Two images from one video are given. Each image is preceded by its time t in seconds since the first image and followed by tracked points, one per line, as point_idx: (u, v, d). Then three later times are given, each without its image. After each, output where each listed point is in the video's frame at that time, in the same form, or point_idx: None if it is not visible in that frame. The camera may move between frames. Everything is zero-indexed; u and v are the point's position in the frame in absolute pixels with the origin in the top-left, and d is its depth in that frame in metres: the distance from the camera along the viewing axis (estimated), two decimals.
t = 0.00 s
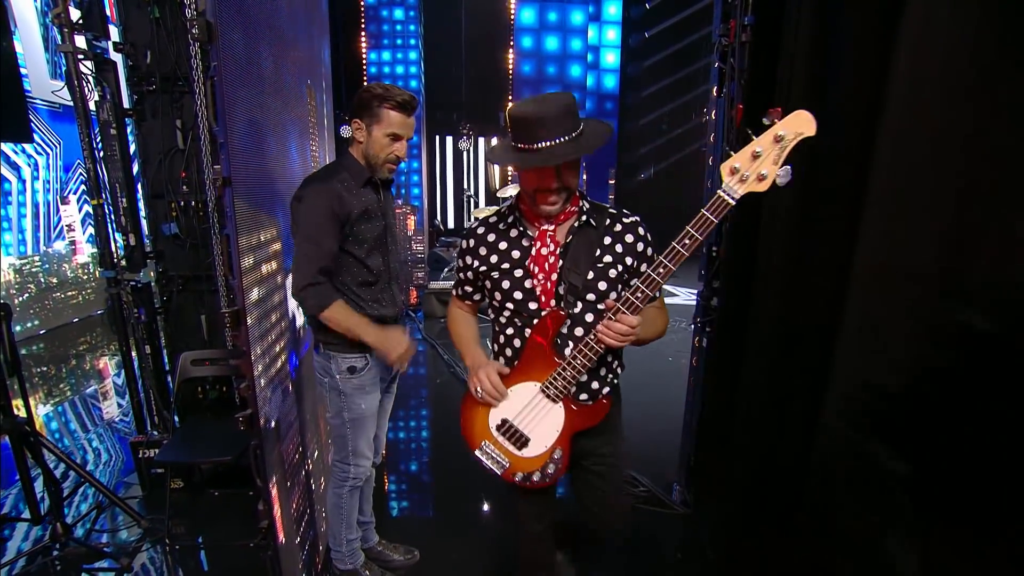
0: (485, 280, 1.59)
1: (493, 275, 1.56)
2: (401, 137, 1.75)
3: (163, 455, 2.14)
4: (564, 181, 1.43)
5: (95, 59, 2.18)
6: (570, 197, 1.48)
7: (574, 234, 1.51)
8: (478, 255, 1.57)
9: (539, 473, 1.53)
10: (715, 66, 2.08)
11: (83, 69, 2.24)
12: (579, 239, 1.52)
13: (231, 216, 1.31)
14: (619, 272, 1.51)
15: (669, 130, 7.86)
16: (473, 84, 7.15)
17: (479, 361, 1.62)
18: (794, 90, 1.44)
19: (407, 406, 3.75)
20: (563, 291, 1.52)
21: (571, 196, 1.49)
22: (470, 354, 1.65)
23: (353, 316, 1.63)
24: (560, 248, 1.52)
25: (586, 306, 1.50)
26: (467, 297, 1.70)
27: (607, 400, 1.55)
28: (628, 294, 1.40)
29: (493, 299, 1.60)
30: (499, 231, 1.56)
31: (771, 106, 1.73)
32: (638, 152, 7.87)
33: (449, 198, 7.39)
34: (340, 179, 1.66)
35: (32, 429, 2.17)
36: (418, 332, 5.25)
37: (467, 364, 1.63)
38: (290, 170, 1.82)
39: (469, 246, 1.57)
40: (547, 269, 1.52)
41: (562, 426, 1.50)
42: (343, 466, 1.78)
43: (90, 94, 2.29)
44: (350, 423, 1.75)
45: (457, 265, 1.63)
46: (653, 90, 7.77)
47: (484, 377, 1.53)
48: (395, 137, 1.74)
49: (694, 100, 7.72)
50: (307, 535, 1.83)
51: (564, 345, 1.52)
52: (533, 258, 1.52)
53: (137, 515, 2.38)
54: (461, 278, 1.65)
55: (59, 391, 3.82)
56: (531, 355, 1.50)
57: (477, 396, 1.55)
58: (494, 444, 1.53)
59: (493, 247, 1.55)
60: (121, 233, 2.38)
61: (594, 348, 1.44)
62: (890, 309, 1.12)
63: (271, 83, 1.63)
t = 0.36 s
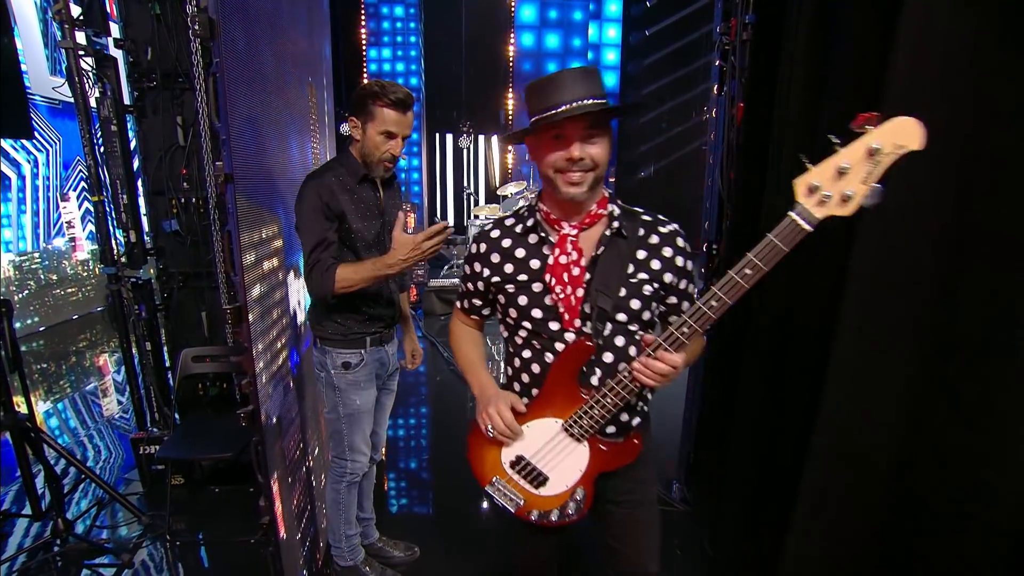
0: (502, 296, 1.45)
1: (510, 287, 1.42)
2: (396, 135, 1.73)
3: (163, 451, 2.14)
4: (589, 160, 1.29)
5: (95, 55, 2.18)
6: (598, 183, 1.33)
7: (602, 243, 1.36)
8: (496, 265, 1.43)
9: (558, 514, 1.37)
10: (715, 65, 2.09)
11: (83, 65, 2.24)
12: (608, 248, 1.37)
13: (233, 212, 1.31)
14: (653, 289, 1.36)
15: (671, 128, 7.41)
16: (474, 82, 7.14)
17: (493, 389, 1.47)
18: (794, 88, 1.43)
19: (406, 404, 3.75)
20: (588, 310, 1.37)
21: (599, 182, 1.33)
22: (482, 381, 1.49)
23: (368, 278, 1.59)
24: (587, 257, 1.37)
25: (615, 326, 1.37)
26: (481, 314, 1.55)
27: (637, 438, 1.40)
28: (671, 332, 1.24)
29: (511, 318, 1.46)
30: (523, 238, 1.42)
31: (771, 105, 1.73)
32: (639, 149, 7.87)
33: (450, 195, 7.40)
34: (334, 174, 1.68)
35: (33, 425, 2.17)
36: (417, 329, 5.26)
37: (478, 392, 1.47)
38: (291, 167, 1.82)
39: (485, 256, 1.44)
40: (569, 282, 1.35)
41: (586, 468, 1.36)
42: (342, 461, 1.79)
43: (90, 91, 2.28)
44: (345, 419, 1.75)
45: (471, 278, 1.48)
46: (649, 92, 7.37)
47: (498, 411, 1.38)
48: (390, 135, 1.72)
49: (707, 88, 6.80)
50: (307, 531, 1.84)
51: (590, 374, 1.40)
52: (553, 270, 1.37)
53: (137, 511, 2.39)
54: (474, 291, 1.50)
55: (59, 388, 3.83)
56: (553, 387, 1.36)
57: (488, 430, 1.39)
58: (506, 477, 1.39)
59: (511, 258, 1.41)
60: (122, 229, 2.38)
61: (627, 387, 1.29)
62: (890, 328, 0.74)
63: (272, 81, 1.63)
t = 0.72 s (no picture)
0: (575, 302, 1.19)
1: (582, 292, 1.17)
2: (397, 128, 1.72)
3: (164, 447, 2.15)
4: (709, 139, 1.00)
5: (95, 50, 2.17)
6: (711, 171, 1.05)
7: (706, 245, 1.09)
8: (571, 263, 1.18)
9: None
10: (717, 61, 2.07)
11: (84, 60, 2.24)
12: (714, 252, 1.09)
13: (233, 208, 1.31)
14: (765, 310, 1.06)
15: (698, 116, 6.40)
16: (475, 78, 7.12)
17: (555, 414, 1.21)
18: (793, 84, 1.42)
19: (406, 400, 3.75)
20: (682, 326, 1.09)
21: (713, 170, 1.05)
22: (545, 404, 1.23)
23: (377, 276, 1.59)
24: (686, 261, 1.09)
25: (713, 351, 1.08)
26: (549, 324, 1.30)
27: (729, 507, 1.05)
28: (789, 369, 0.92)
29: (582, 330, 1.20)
30: (605, 235, 1.16)
31: (772, 100, 1.71)
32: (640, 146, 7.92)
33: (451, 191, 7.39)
34: (335, 171, 1.66)
35: (35, 421, 2.18)
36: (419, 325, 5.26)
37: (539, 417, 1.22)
38: (291, 163, 1.82)
39: (558, 251, 1.19)
40: (664, 289, 1.09)
41: (657, 531, 1.05)
42: (343, 458, 1.79)
43: (90, 86, 2.28)
44: (346, 415, 1.75)
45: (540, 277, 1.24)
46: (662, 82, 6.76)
47: (562, 440, 1.11)
48: (390, 128, 1.71)
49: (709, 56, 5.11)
50: (307, 527, 1.84)
51: (678, 410, 1.10)
52: (644, 271, 1.11)
53: (139, 506, 2.40)
54: (542, 296, 1.25)
55: (62, 383, 3.83)
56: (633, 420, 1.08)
57: (546, 464, 1.13)
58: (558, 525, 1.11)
59: (588, 256, 1.17)
60: (122, 225, 2.38)
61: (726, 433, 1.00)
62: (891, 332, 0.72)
63: (272, 76, 1.62)
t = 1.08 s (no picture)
0: (650, 326, 1.01)
1: (661, 315, 0.99)
2: (402, 122, 1.71)
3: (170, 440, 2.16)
4: (839, 126, 0.81)
5: (102, 45, 2.18)
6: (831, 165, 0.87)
7: (821, 261, 0.90)
8: (649, 279, 0.99)
9: None
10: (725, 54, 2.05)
11: (90, 54, 2.24)
12: (831, 270, 0.90)
13: (237, 202, 1.31)
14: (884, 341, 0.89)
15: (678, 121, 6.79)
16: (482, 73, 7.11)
17: (618, 458, 1.04)
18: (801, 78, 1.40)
19: (411, 395, 3.75)
20: (788, 363, 0.91)
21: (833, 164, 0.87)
22: (604, 444, 1.06)
23: (387, 250, 1.56)
24: (794, 281, 0.90)
25: (823, 393, 0.90)
26: (605, 349, 1.12)
27: None
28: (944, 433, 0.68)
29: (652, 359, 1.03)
30: (690, 245, 0.98)
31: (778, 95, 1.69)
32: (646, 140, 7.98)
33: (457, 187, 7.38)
34: (343, 164, 1.65)
35: (44, 413, 2.19)
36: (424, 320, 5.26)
37: (598, 461, 1.05)
38: (296, 158, 1.82)
39: (630, 263, 1.01)
40: (771, 317, 0.89)
41: None
42: (348, 452, 1.79)
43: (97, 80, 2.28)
44: (352, 409, 1.75)
45: (608, 293, 1.04)
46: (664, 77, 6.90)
47: (633, 498, 0.95)
48: (395, 122, 1.70)
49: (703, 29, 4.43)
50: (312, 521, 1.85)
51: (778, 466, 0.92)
52: (743, 291, 0.91)
53: (146, 498, 2.42)
54: (604, 316, 1.07)
55: (70, 377, 3.86)
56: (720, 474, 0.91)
57: (617, 525, 0.97)
58: None
59: (666, 270, 0.99)
60: (129, 220, 2.39)
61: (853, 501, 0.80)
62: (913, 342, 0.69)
63: (276, 70, 1.62)
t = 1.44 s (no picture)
0: (732, 374, 0.82)
1: (746, 360, 0.80)
2: (404, 122, 1.70)
3: (175, 442, 2.16)
4: (918, 109, 0.67)
5: (102, 49, 2.19)
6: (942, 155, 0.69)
7: (942, 272, 0.75)
8: (727, 317, 0.82)
9: None
10: (724, 51, 2.05)
11: (90, 59, 2.25)
12: (958, 284, 0.75)
13: (239, 204, 1.32)
14: None
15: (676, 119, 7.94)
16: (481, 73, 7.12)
17: (679, 545, 0.87)
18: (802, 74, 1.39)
19: (413, 395, 3.75)
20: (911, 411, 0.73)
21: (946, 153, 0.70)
22: (663, 531, 0.88)
23: (390, 244, 1.56)
24: (919, 310, 0.75)
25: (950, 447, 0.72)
26: (670, 404, 0.91)
27: None
28: None
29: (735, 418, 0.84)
30: (778, 272, 0.80)
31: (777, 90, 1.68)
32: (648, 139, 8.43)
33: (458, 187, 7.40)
34: (348, 164, 1.64)
35: (48, 417, 2.20)
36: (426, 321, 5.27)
37: (656, 554, 0.88)
38: (296, 160, 1.82)
39: (701, 297, 0.83)
40: (893, 358, 0.73)
41: None
42: (353, 452, 1.80)
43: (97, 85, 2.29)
44: (359, 409, 1.76)
45: (675, 337, 0.86)
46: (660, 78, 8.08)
47: None
48: (397, 121, 1.70)
49: None
50: (317, 522, 1.85)
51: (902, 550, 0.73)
52: (854, 328, 0.74)
53: (150, 501, 2.43)
54: (673, 364, 0.87)
55: (74, 381, 3.87)
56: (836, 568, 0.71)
57: None
58: None
59: (749, 305, 0.81)
60: (131, 223, 2.40)
61: None
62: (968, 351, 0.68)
63: (276, 73, 1.62)
